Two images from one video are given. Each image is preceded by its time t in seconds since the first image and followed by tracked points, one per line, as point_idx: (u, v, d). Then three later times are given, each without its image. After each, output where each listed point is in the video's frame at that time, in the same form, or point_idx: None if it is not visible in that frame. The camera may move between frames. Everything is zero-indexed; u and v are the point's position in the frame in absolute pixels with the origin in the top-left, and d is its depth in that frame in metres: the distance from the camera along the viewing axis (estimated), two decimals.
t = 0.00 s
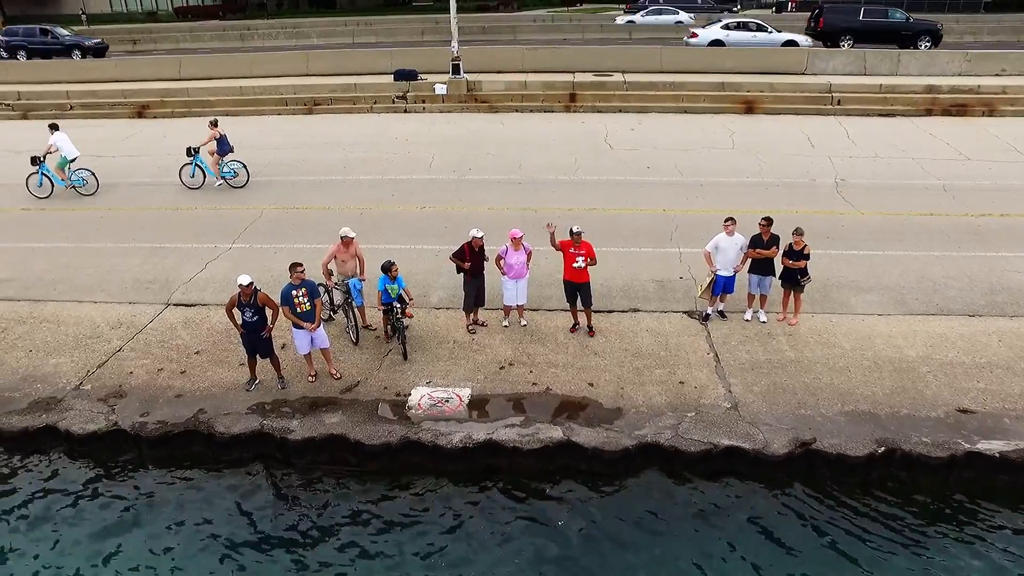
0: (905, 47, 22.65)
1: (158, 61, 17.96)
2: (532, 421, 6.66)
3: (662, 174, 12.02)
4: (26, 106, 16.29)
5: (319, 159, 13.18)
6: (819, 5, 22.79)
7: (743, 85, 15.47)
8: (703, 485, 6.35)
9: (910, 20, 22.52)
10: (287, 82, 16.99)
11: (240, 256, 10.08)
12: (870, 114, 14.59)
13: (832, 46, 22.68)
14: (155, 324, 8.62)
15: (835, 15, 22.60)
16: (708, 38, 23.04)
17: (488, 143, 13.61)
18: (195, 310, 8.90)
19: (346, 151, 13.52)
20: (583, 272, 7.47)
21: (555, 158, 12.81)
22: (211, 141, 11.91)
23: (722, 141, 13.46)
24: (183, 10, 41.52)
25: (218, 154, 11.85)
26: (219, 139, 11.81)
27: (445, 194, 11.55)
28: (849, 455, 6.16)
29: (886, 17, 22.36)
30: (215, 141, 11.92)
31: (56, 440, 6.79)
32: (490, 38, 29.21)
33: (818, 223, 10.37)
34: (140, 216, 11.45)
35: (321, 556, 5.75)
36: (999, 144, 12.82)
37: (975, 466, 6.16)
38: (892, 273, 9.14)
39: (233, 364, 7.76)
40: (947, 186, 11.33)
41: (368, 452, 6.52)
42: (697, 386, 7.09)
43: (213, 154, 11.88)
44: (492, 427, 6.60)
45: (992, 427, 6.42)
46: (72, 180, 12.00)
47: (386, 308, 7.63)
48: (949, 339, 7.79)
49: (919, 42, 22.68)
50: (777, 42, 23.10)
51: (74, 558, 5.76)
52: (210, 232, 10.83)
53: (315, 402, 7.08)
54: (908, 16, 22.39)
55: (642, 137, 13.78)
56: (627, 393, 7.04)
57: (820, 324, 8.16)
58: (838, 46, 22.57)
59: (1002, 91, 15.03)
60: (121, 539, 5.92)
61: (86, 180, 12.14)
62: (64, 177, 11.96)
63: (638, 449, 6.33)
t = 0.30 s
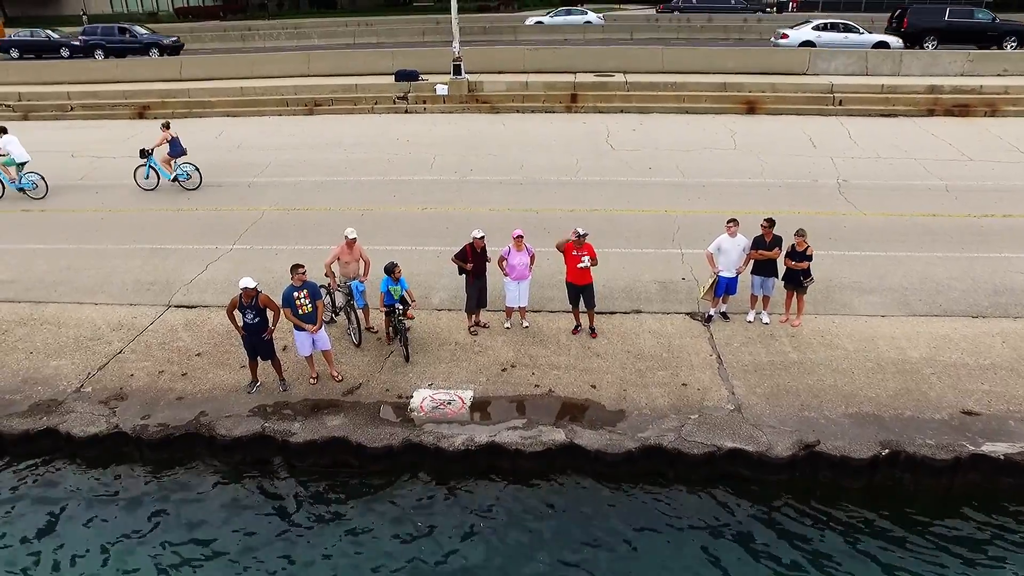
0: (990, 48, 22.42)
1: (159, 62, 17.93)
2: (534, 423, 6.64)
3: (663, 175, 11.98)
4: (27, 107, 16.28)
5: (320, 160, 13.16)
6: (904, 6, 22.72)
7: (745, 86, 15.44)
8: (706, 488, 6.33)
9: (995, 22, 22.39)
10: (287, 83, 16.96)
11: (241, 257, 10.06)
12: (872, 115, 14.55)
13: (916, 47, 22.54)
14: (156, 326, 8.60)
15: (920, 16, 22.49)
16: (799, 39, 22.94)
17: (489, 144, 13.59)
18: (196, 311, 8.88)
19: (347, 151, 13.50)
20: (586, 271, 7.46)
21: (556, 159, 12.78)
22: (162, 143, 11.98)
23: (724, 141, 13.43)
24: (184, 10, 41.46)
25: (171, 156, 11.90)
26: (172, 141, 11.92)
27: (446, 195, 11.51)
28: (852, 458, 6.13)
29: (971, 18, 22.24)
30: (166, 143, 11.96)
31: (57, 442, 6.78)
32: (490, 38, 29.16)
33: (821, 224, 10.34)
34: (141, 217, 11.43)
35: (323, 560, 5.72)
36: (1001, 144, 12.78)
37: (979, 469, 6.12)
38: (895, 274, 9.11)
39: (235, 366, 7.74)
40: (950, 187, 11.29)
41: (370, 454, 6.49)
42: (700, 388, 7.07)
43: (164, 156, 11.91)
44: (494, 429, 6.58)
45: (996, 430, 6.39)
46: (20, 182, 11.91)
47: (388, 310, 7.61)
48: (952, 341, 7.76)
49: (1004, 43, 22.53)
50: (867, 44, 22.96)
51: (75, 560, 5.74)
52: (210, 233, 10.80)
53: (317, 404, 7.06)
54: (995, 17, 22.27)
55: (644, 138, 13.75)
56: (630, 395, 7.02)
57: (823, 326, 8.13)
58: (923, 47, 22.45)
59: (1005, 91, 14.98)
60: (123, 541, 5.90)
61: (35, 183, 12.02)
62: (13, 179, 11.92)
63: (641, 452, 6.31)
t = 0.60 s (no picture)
0: None
1: (160, 62, 17.91)
2: (535, 426, 6.61)
3: (664, 176, 11.95)
4: (27, 108, 16.27)
5: (320, 161, 13.14)
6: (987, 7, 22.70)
7: (746, 87, 15.40)
8: (707, 491, 6.30)
9: None
10: (288, 84, 16.93)
11: (242, 258, 10.04)
12: (873, 115, 14.51)
13: (998, 48, 22.51)
14: (156, 328, 8.58)
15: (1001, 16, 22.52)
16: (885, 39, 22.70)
17: (489, 145, 13.57)
18: (196, 314, 8.87)
19: (347, 152, 13.49)
20: (588, 275, 7.42)
21: (557, 160, 12.75)
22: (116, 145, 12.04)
23: (724, 142, 13.41)
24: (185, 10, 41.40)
25: (122, 158, 11.89)
26: (124, 143, 11.89)
27: (447, 196, 11.49)
28: (854, 461, 6.10)
29: None
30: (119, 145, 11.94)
31: (56, 445, 6.76)
32: (490, 39, 29.08)
33: (822, 225, 10.31)
34: (141, 219, 11.42)
35: (322, 563, 5.69)
36: (1002, 145, 12.74)
37: (981, 472, 6.09)
38: (897, 276, 9.08)
39: (234, 368, 7.73)
40: (951, 188, 11.26)
41: (370, 457, 6.47)
42: (701, 391, 7.05)
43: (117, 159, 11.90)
44: (494, 432, 6.56)
45: (998, 432, 6.37)
46: None
47: (388, 312, 7.59)
48: (954, 343, 7.73)
49: None
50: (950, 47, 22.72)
51: (75, 563, 5.73)
52: (210, 234, 10.79)
53: (316, 407, 7.04)
54: None
55: (644, 139, 13.72)
56: (631, 397, 6.99)
57: (825, 328, 8.10)
58: (1006, 48, 22.46)
59: (1006, 92, 14.93)
60: (122, 545, 5.88)
61: None
62: None
63: (642, 455, 6.28)
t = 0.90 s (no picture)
0: None
1: (160, 63, 17.92)
2: (535, 428, 6.61)
3: (665, 177, 11.94)
4: (28, 110, 16.27)
5: (320, 162, 13.14)
6: None
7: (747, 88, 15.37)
8: (707, 493, 6.30)
9: None
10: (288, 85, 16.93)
11: (242, 260, 10.05)
12: (873, 116, 14.51)
13: None
14: (156, 329, 8.59)
15: None
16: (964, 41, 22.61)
17: (490, 146, 13.57)
18: (196, 315, 8.88)
19: (347, 153, 13.49)
20: (592, 280, 7.39)
21: (557, 161, 12.75)
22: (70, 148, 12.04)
23: (725, 143, 13.40)
24: (184, 12, 41.66)
25: (76, 163, 11.94)
26: (77, 148, 11.90)
27: (447, 197, 11.48)
28: (855, 462, 6.10)
29: None
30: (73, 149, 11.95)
31: (56, 447, 6.76)
32: (491, 39, 29.05)
33: (822, 226, 10.30)
34: (141, 220, 11.43)
35: (321, 565, 5.69)
36: (1003, 146, 12.72)
37: (982, 474, 6.09)
38: (897, 277, 9.08)
39: (234, 370, 7.73)
40: (951, 189, 11.26)
41: (369, 459, 6.47)
42: (701, 392, 7.04)
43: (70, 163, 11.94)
44: (495, 434, 6.56)
45: (999, 434, 6.36)
46: None
47: (389, 313, 7.60)
48: (954, 344, 7.73)
49: None
50: None
51: (75, 565, 5.73)
52: (211, 236, 10.79)
53: (316, 409, 7.04)
54: None
55: (645, 139, 13.71)
56: (631, 399, 6.99)
57: (825, 329, 8.10)
58: None
59: (1006, 93, 14.91)
60: (122, 547, 5.88)
61: None
62: None
63: (642, 456, 6.28)
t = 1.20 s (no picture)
0: None
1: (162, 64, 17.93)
2: (535, 429, 6.63)
3: (665, 179, 11.96)
4: (30, 111, 16.32)
5: (321, 164, 13.18)
6: None
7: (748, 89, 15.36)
8: (706, 494, 6.31)
9: None
10: (290, 86, 16.94)
11: (243, 261, 10.07)
12: (874, 118, 14.51)
13: None
14: (157, 330, 8.62)
15: None
16: None
17: (491, 147, 13.57)
18: (198, 316, 8.90)
19: (349, 155, 13.52)
20: (598, 283, 7.33)
21: (557, 162, 12.76)
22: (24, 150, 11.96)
23: (726, 145, 13.39)
24: (186, 13, 41.79)
25: (31, 166, 11.92)
26: (31, 150, 11.83)
27: (447, 199, 11.50)
28: (854, 464, 6.10)
29: None
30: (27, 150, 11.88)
31: (58, 448, 6.79)
32: (492, 40, 29.02)
33: (823, 228, 10.30)
34: (143, 221, 11.46)
35: (321, 566, 5.71)
36: (1004, 148, 12.71)
37: (981, 476, 6.09)
38: (897, 278, 9.08)
39: (235, 371, 7.76)
40: (951, 190, 11.25)
41: (370, 460, 6.49)
42: (701, 394, 7.05)
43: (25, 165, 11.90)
44: (495, 435, 6.58)
45: (998, 436, 6.37)
46: None
47: (389, 315, 7.62)
48: (954, 346, 7.74)
49: None
50: None
51: (78, 566, 5.77)
52: (212, 237, 10.82)
53: (317, 410, 7.06)
54: None
55: (645, 141, 13.72)
56: (631, 401, 7.01)
57: (826, 331, 8.11)
58: None
59: (1008, 94, 14.88)
60: (123, 548, 5.92)
61: None
62: None
63: (641, 458, 6.29)
